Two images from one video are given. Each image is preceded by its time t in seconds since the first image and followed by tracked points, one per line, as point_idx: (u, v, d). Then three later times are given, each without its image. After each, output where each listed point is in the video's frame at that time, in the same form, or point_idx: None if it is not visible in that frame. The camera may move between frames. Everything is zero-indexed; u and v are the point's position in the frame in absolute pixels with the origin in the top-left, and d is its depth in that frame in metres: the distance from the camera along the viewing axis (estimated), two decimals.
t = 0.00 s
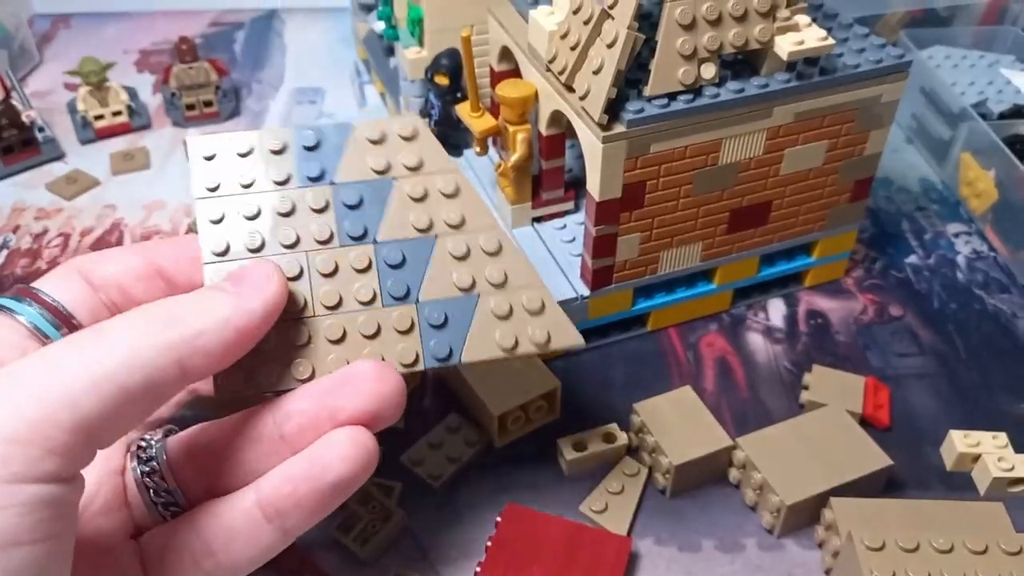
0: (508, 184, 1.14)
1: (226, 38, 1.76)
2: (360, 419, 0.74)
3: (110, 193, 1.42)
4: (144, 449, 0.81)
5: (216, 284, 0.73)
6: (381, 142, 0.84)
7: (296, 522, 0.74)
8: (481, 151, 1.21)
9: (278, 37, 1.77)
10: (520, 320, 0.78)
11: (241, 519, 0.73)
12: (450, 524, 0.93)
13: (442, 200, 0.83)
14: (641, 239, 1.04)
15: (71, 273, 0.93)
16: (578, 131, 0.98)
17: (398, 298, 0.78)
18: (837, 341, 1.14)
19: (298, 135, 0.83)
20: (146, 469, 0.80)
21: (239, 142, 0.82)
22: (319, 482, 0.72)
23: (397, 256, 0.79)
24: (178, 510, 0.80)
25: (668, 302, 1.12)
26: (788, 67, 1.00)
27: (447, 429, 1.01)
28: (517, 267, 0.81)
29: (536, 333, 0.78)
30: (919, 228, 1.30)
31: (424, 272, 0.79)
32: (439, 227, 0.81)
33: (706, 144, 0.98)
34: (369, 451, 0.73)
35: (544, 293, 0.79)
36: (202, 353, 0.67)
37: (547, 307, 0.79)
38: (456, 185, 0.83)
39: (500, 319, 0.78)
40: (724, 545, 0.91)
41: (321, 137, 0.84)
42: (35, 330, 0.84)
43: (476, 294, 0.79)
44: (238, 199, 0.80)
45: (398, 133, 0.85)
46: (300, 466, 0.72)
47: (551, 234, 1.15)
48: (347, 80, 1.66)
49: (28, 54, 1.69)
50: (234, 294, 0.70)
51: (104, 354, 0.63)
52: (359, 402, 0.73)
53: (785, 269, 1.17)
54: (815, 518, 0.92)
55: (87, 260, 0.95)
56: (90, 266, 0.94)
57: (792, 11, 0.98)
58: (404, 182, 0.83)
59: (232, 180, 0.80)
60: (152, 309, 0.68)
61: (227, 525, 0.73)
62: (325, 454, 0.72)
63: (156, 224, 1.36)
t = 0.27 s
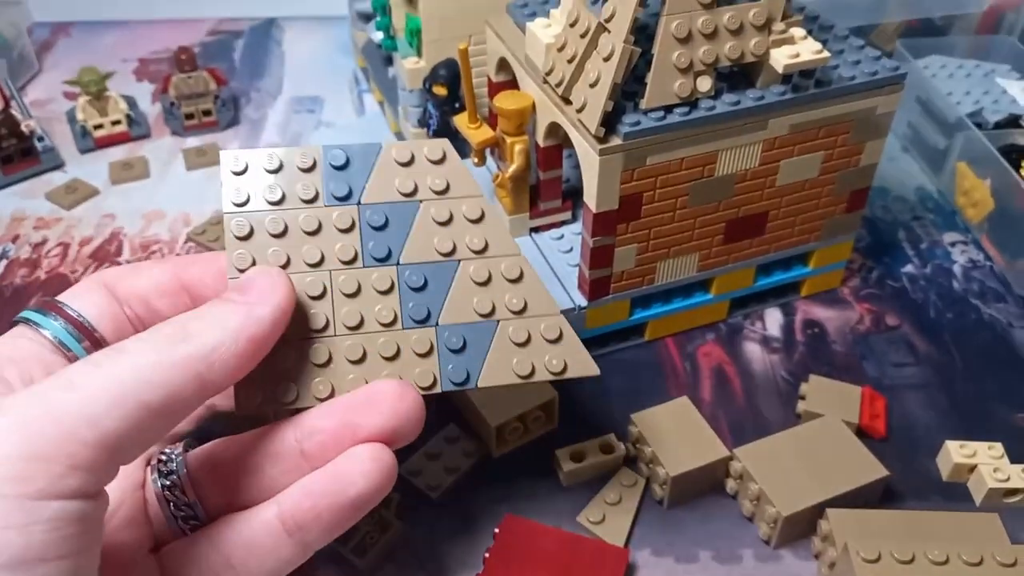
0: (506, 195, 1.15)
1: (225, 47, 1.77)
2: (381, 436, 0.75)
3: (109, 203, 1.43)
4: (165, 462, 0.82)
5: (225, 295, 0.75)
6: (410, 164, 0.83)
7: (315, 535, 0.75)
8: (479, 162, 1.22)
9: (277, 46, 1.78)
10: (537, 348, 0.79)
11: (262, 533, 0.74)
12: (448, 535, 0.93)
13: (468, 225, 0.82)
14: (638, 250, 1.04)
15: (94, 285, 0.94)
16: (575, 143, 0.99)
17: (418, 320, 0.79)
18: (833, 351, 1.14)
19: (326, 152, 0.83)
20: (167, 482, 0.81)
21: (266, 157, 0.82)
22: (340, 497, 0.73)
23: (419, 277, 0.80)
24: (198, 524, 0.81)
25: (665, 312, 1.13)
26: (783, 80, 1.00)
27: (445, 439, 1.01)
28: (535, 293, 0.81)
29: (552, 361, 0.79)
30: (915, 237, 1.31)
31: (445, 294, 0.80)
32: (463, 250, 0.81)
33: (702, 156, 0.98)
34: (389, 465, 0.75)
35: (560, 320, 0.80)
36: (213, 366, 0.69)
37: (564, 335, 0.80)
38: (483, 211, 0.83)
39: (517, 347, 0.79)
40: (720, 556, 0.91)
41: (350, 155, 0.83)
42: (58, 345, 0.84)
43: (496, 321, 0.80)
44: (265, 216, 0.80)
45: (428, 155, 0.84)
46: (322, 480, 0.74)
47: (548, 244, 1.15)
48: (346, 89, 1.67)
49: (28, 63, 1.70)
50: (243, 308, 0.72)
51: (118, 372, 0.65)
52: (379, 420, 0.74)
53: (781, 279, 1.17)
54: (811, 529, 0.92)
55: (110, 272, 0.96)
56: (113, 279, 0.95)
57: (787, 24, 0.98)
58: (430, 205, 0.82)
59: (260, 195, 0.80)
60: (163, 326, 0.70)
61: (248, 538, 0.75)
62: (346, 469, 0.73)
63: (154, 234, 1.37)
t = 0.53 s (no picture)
0: (506, 198, 1.15)
1: (225, 49, 1.77)
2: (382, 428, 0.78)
3: (109, 205, 1.43)
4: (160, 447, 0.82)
5: (217, 278, 0.71)
6: (419, 153, 0.77)
7: (318, 524, 0.78)
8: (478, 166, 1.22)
9: (278, 49, 1.78)
10: (530, 347, 0.79)
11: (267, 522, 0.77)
12: (447, 536, 0.93)
13: (473, 220, 0.78)
14: (637, 252, 1.04)
15: (73, 257, 0.93)
16: (575, 146, 0.99)
17: (418, 314, 0.78)
18: (832, 353, 1.15)
19: (332, 131, 0.76)
20: (162, 469, 0.81)
21: (270, 134, 0.75)
22: (345, 489, 0.76)
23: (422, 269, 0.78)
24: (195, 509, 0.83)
25: (664, 314, 1.13)
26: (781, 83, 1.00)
27: (445, 441, 1.02)
28: (535, 293, 0.79)
29: (544, 359, 0.79)
30: (914, 240, 1.31)
31: (446, 286, 0.78)
32: (467, 245, 0.78)
33: (701, 159, 0.99)
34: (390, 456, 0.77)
35: (556, 320, 0.79)
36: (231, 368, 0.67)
37: (559, 336, 0.79)
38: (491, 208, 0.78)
39: (513, 343, 0.79)
40: (719, 558, 0.92)
41: (356, 137, 0.77)
42: (37, 321, 0.84)
43: (493, 316, 0.79)
44: (266, 200, 0.75)
45: (437, 144, 0.78)
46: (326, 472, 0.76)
47: (548, 246, 1.15)
48: (347, 92, 1.67)
49: (29, 65, 1.70)
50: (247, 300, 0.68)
51: (142, 382, 0.62)
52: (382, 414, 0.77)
53: (779, 282, 1.18)
54: (810, 531, 0.93)
55: (90, 243, 0.94)
56: (92, 252, 0.94)
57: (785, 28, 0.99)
58: (435, 196, 0.78)
59: (260, 178, 0.75)
60: (173, 326, 0.66)
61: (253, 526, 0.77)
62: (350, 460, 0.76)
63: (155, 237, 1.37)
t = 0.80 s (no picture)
0: (505, 200, 1.16)
1: (226, 53, 1.78)
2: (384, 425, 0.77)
3: (109, 208, 1.43)
4: (162, 447, 0.82)
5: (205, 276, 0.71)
6: (407, 145, 0.77)
7: (319, 522, 0.77)
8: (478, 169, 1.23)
9: (278, 52, 1.78)
10: (530, 333, 0.81)
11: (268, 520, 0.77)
12: (446, 539, 0.94)
13: (464, 211, 0.79)
14: (637, 255, 1.05)
15: (71, 265, 0.91)
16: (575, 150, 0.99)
17: (415, 309, 0.79)
18: (830, 356, 1.15)
19: (318, 128, 0.76)
20: (164, 468, 0.81)
21: (255, 134, 0.75)
22: (346, 485, 0.75)
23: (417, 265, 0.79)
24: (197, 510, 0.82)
25: (664, 317, 1.13)
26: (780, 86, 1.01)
27: (445, 443, 1.02)
28: (531, 278, 0.81)
29: (544, 345, 0.81)
30: (913, 243, 1.31)
31: (440, 279, 0.79)
32: (460, 238, 0.79)
33: (701, 162, 0.99)
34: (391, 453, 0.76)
35: (553, 306, 0.81)
36: (220, 361, 0.67)
37: (557, 322, 0.81)
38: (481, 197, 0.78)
39: (512, 331, 0.81)
40: (718, 560, 0.92)
41: (342, 133, 0.76)
42: (38, 326, 0.84)
43: (491, 306, 0.81)
44: (256, 201, 0.75)
45: (425, 135, 0.77)
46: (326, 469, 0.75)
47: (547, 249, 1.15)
48: (347, 95, 1.68)
49: (29, 69, 1.71)
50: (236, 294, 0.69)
51: (132, 378, 0.62)
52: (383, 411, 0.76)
53: (778, 285, 1.18)
54: (809, 534, 0.93)
55: (89, 252, 0.93)
56: (91, 262, 0.92)
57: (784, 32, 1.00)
58: (425, 190, 0.78)
59: (249, 179, 0.75)
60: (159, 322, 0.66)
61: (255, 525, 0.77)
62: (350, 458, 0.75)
63: (155, 240, 1.37)
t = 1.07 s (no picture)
0: (504, 204, 1.16)
1: (226, 57, 1.78)
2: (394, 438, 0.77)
3: (109, 212, 1.44)
4: (173, 456, 0.82)
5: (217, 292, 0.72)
6: (412, 162, 0.78)
7: (328, 532, 0.77)
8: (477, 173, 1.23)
9: (278, 57, 1.79)
10: (538, 344, 0.81)
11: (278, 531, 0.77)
12: (445, 542, 0.94)
13: (470, 225, 0.79)
14: (635, 259, 1.05)
15: (86, 279, 0.91)
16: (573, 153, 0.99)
17: (424, 323, 0.79)
18: (829, 359, 1.15)
19: (324, 147, 0.76)
20: (176, 477, 0.81)
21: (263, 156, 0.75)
22: (354, 497, 0.75)
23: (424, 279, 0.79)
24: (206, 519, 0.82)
25: (662, 320, 1.13)
26: (777, 90, 1.01)
27: (444, 447, 1.01)
28: (537, 290, 0.81)
29: (552, 356, 0.81)
30: (911, 246, 1.32)
31: (449, 294, 0.80)
32: (467, 253, 0.79)
33: (699, 165, 0.99)
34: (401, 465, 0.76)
35: (559, 317, 0.81)
36: (229, 373, 0.67)
37: (564, 333, 0.82)
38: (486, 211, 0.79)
39: (519, 344, 0.81)
40: (716, 564, 0.92)
41: (348, 151, 0.77)
42: (55, 336, 0.85)
43: (498, 319, 0.81)
44: (265, 221, 0.75)
45: (430, 151, 0.78)
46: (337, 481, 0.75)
47: (546, 253, 1.16)
48: (346, 99, 1.68)
49: (30, 73, 1.71)
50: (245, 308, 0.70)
51: (143, 390, 0.62)
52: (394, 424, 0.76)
53: (776, 288, 1.18)
54: (807, 536, 0.93)
55: (104, 267, 0.93)
56: (106, 276, 0.92)
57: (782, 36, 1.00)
58: (432, 206, 0.78)
59: (258, 201, 0.75)
60: (170, 335, 0.67)
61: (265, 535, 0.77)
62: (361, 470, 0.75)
63: (155, 243, 1.37)
